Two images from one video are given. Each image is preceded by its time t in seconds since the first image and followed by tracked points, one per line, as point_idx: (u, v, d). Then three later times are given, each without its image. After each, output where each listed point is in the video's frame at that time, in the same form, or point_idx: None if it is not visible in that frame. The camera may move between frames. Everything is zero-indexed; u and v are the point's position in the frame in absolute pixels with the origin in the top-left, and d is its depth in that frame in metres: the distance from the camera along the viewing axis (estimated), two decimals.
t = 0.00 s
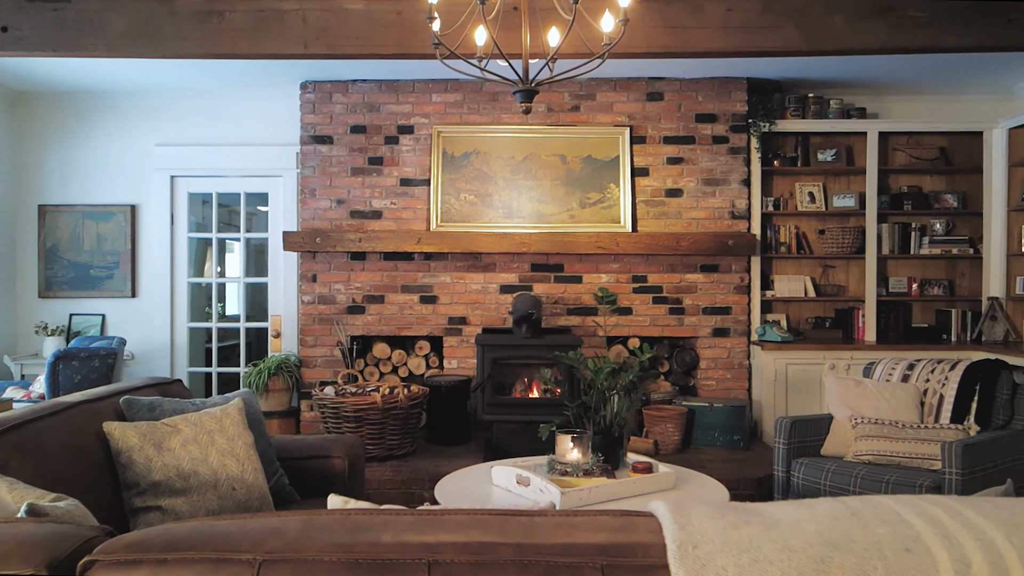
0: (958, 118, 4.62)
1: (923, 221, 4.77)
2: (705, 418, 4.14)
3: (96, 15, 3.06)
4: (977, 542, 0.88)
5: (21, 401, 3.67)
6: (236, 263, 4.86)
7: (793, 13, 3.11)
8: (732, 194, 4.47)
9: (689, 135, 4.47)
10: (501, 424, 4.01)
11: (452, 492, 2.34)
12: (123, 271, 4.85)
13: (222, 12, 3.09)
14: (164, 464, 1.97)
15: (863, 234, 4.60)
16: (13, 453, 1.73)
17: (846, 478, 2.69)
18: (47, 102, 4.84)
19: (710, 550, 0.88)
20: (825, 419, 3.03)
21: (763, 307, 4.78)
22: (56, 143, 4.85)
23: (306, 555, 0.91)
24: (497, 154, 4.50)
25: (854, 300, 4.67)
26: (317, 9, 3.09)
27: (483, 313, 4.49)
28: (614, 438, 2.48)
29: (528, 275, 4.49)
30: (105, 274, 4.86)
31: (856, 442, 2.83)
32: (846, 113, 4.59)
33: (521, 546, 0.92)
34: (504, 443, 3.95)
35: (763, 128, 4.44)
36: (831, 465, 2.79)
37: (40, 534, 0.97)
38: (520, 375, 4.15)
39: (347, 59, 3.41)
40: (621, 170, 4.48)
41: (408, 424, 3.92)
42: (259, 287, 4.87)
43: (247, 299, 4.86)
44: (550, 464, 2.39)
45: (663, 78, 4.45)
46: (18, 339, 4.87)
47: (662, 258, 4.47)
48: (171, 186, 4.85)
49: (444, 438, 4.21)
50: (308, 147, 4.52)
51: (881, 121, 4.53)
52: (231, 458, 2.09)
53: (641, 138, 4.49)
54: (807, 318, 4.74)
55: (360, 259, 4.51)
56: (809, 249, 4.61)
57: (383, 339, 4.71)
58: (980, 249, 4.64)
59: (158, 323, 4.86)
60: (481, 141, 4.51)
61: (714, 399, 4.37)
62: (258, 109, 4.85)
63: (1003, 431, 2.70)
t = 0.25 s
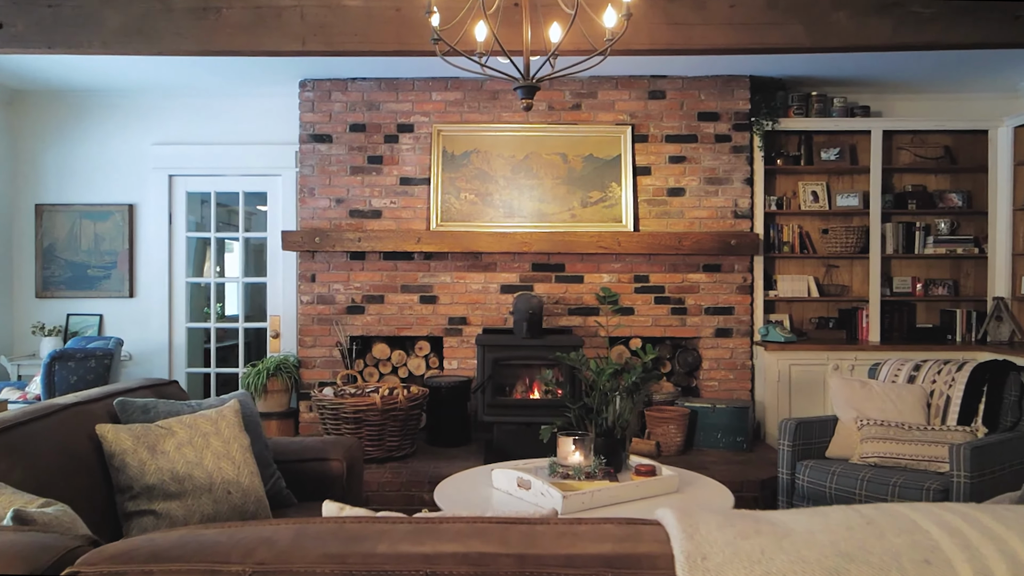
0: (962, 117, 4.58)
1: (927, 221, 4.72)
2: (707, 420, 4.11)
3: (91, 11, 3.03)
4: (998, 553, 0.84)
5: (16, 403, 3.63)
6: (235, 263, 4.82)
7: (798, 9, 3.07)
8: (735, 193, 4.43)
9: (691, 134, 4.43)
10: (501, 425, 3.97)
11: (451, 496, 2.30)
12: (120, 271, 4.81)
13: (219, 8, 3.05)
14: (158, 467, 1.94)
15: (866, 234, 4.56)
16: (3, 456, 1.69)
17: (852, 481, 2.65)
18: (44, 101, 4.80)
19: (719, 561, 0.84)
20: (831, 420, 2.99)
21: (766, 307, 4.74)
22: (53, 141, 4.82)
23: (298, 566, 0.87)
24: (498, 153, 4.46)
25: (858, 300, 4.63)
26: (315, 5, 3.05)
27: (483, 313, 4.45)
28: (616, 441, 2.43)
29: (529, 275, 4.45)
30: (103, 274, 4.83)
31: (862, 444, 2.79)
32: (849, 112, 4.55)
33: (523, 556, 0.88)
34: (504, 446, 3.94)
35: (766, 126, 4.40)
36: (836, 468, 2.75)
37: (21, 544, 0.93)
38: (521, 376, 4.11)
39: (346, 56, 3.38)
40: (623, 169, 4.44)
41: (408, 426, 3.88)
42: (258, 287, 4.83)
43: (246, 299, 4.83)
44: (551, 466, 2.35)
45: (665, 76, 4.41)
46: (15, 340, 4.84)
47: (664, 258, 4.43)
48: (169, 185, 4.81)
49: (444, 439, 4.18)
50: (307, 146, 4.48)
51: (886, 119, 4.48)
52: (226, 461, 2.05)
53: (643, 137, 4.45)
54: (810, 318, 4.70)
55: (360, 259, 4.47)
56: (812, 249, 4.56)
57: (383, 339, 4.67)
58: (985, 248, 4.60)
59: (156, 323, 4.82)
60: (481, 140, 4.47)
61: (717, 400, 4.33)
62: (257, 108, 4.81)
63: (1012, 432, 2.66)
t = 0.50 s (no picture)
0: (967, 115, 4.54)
1: (932, 220, 4.68)
2: (710, 421, 4.07)
3: (86, 7, 2.98)
4: None
5: (11, 404, 3.58)
6: (233, 262, 4.78)
7: (803, 4, 3.02)
8: (738, 191, 4.38)
9: (694, 132, 4.38)
10: (502, 427, 3.92)
11: (451, 500, 2.25)
12: (117, 271, 4.77)
13: (216, 3, 3.01)
14: (150, 470, 1.89)
15: (871, 233, 4.51)
16: None
17: (858, 484, 2.60)
18: (40, 99, 4.76)
19: None
20: (837, 422, 2.94)
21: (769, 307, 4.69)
22: (49, 140, 4.78)
23: None
24: (498, 152, 4.42)
25: (862, 300, 4.58)
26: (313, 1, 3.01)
27: (484, 313, 4.41)
28: (619, 443, 2.38)
29: (530, 275, 4.41)
30: (100, 274, 4.78)
31: (868, 446, 2.74)
32: (854, 109, 4.51)
33: (525, 569, 0.84)
34: (504, 447, 3.87)
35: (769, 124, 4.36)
36: (843, 470, 2.70)
37: None
38: (522, 377, 4.07)
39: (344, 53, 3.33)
40: (625, 168, 4.40)
41: (407, 427, 3.84)
42: (256, 287, 4.79)
43: (244, 299, 4.78)
44: (552, 470, 2.30)
45: (668, 74, 4.37)
46: (11, 340, 4.80)
47: (666, 257, 4.39)
48: (167, 183, 4.77)
49: (444, 441, 4.13)
50: (306, 145, 4.44)
51: (891, 117, 4.44)
52: (220, 464, 2.00)
53: (645, 135, 4.40)
54: (814, 319, 4.65)
55: (359, 258, 4.42)
56: (816, 248, 4.51)
57: (382, 340, 4.62)
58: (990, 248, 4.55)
59: (153, 324, 4.78)
60: (482, 138, 4.42)
61: (720, 401, 4.28)
62: (255, 106, 4.77)
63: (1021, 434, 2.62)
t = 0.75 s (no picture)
0: (972, 113, 4.50)
1: (937, 219, 4.63)
2: (713, 422, 4.03)
3: (81, 2, 2.94)
4: None
5: (5, 405, 3.54)
6: (232, 262, 4.74)
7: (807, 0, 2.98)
8: (741, 190, 4.34)
9: (696, 130, 4.34)
10: (502, 428, 3.88)
11: (450, 504, 2.20)
12: (115, 271, 4.73)
13: None
14: (143, 474, 1.85)
15: (875, 233, 4.47)
16: None
17: (864, 487, 2.56)
18: (37, 97, 4.72)
19: None
20: (842, 424, 2.90)
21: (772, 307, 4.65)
22: (46, 138, 4.74)
23: None
24: (498, 150, 4.38)
25: (866, 300, 4.54)
26: None
27: (484, 313, 4.37)
28: (622, 446, 2.35)
29: (531, 275, 4.37)
30: (97, 273, 4.74)
31: (874, 449, 2.70)
32: (858, 108, 4.47)
33: None
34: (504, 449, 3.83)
35: (772, 123, 4.31)
36: (849, 473, 2.66)
37: None
38: (523, 378, 4.02)
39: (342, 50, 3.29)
40: (627, 166, 4.35)
41: (407, 428, 3.80)
42: (254, 287, 4.75)
43: (243, 299, 4.74)
44: (554, 473, 2.26)
45: (670, 71, 4.33)
46: (8, 340, 4.76)
47: (668, 257, 4.35)
48: (164, 183, 4.73)
49: (444, 442, 4.09)
50: (304, 143, 4.40)
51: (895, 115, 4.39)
52: (215, 468, 1.96)
53: (647, 134, 4.36)
54: (817, 319, 4.61)
55: (358, 258, 4.38)
56: (819, 248, 4.47)
57: (382, 340, 4.58)
58: (995, 247, 4.51)
59: (151, 324, 4.74)
60: (482, 137, 4.38)
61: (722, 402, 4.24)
62: (254, 105, 4.73)
63: None
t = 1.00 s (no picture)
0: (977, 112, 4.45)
1: (942, 219, 4.58)
2: (716, 424, 3.98)
3: None
4: None
5: None
6: (230, 262, 4.70)
7: None
8: (744, 189, 4.29)
9: (699, 129, 4.29)
10: (503, 431, 3.83)
11: (450, 509, 2.16)
12: (111, 271, 4.68)
13: None
14: (135, 479, 1.80)
15: (879, 233, 4.42)
16: None
17: (872, 491, 2.51)
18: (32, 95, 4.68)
19: None
20: (848, 427, 2.85)
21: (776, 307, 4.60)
22: (42, 137, 4.69)
23: None
24: (499, 149, 4.33)
25: (871, 300, 4.49)
26: None
27: (485, 314, 4.32)
28: (625, 449, 2.32)
29: (532, 275, 4.32)
30: (93, 273, 4.70)
31: (881, 452, 2.65)
32: (862, 106, 4.41)
33: None
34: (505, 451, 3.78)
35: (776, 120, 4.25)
36: (856, 477, 2.61)
37: None
38: (524, 379, 3.97)
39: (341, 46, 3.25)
40: (629, 165, 4.31)
41: (406, 430, 3.75)
42: (252, 287, 4.70)
43: (241, 299, 4.70)
44: (555, 478, 2.22)
45: (672, 69, 4.28)
46: (4, 341, 4.72)
47: (671, 257, 4.30)
48: (162, 182, 4.69)
49: (444, 444, 4.04)
50: (303, 142, 4.35)
51: (900, 114, 4.34)
52: (208, 473, 1.92)
53: (649, 132, 4.31)
54: (821, 319, 4.56)
55: (357, 258, 4.34)
56: (823, 247, 4.42)
57: (381, 341, 4.54)
58: (1001, 247, 4.46)
59: (148, 325, 4.69)
60: (482, 136, 4.33)
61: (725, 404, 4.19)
62: (252, 103, 4.69)
63: None
